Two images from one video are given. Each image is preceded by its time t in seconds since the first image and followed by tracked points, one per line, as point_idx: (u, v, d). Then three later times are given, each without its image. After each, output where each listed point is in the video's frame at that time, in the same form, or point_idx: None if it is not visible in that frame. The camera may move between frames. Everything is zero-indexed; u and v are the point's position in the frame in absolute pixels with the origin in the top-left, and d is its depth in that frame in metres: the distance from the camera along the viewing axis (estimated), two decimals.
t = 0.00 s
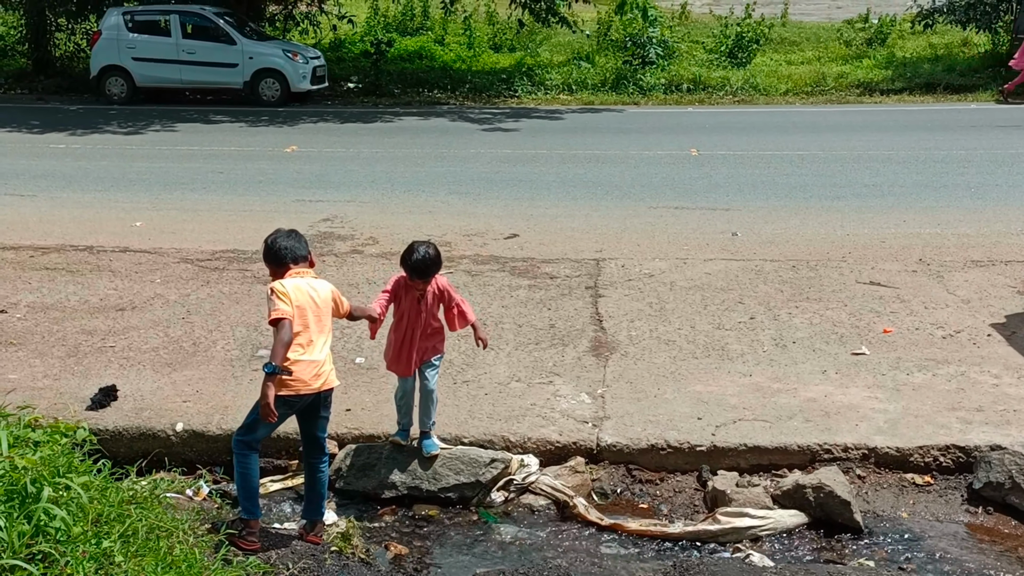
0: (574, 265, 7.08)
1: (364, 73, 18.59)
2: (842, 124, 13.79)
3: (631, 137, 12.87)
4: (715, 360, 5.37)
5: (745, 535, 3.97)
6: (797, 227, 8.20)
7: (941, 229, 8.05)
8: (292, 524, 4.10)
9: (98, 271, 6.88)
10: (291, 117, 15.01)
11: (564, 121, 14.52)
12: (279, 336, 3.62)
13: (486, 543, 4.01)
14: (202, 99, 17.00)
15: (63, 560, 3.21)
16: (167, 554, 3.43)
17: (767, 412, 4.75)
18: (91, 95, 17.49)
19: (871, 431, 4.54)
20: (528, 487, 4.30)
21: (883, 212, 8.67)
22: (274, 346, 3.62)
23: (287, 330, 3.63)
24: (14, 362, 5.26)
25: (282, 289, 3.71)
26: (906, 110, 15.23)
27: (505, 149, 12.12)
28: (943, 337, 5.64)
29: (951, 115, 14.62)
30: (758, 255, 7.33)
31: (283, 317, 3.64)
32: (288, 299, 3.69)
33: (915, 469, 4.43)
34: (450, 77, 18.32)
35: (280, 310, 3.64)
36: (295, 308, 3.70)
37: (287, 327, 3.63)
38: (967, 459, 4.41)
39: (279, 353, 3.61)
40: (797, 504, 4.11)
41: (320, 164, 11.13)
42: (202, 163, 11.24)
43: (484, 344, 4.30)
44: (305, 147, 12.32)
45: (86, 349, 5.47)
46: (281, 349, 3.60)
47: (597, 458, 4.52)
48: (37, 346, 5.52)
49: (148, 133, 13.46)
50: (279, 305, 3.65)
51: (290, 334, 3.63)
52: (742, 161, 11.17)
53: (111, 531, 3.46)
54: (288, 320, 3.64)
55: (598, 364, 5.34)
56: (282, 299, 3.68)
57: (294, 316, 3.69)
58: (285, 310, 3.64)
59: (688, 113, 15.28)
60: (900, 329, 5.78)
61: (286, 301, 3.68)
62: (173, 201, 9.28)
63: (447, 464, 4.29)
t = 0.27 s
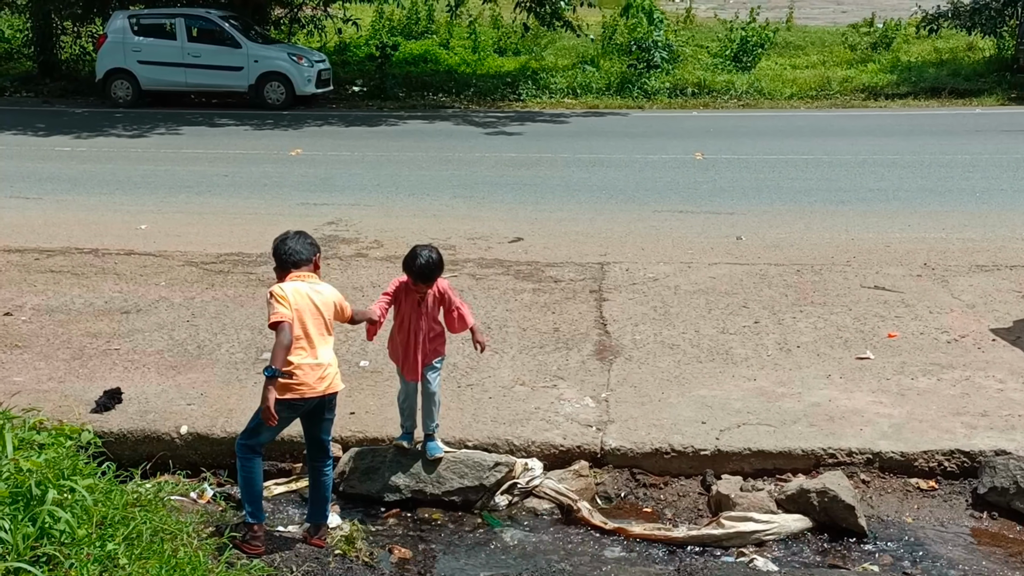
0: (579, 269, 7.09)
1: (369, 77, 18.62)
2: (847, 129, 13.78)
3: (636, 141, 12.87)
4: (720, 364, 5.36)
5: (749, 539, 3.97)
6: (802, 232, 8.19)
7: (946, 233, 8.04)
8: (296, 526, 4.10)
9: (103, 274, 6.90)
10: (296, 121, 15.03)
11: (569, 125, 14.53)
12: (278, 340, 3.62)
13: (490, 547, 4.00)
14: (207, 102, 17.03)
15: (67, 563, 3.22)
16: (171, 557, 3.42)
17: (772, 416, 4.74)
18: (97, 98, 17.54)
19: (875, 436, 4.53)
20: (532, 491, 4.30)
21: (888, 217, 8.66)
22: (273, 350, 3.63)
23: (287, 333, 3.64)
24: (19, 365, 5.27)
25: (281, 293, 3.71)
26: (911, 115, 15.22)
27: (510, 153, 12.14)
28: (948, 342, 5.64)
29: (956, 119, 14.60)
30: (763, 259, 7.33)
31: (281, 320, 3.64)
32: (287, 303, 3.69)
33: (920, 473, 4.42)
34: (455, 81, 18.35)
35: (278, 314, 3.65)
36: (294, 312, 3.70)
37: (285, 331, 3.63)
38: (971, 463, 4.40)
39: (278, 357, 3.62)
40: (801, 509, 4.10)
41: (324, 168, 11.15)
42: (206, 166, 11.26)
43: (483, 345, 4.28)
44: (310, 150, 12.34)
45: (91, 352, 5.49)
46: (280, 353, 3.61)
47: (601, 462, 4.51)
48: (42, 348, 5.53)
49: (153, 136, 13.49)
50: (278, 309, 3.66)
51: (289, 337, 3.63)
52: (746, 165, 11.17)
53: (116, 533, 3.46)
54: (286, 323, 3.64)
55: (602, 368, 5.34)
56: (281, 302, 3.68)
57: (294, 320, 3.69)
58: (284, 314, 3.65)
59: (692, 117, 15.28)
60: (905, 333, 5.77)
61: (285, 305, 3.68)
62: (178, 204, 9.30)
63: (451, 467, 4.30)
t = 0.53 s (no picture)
0: (581, 271, 7.09)
1: (371, 79, 18.63)
2: (849, 131, 13.78)
3: (638, 143, 12.87)
4: (722, 366, 5.36)
5: (751, 541, 3.97)
6: (804, 234, 8.19)
7: (948, 236, 8.04)
8: (298, 527, 4.11)
9: (106, 276, 6.91)
10: (299, 122, 15.04)
11: (571, 127, 14.54)
12: (271, 338, 3.64)
13: (492, 549, 4.00)
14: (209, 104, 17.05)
15: (69, 564, 3.22)
16: (173, 558, 3.42)
17: (774, 418, 4.74)
18: (99, 100, 17.56)
19: (877, 438, 4.53)
20: (534, 493, 4.29)
21: (891, 219, 8.66)
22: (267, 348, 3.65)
23: (281, 332, 3.65)
24: (21, 365, 5.28)
25: (280, 291, 3.73)
26: (913, 117, 15.21)
27: (512, 155, 12.14)
28: (950, 344, 5.63)
29: (959, 121, 14.59)
30: (765, 261, 7.32)
31: (276, 319, 3.66)
32: (284, 302, 3.71)
33: (922, 476, 4.41)
34: (457, 83, 18.36)
35: (274, 312, 3.67)
36: (290, 310, 3.71)
37: (280, 329, 3.64)
38: (974, 466, 4.40)
39: (271, 355, 3.63)
40: (804, 511, 4.09)
41: (326, 169, 11.15)
42: (209, 168, 11.27)
43: (476, 347, 4.33)
44: (312, 152, 12.35)
45: (93, 353, 5.49)
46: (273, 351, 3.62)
47: (603, 464, 4.51)
48: (45, 349, 5.54)
49: (156, 138, 13.50)
50: (274, 307, 3.67)
51: (282, 336, 3.64)
52: (749, 167, 11.17)
53: (118, 534, 3.46)
54: (281, 322, 3.65)
55: (604, 370, 5.34)
56: (278, 301, 3.70)
57: (290, 318, 3.70)
58: (279, 312, 3.66)
59: (695, 119, 15.28)
60: (907, 336, 5.77)
61: (282, 303, 3.70)
62: (180, 206, 9.31)
63: (453, 469, 4.30)
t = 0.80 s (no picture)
0: (582, 271, 7.09)
1: (373, 79, 18.64)
2: (850, 131, 13.78)
3: (640, 143, 12.87)
4: (723, 367, 5.36)
5: (752, 541, 3.97)
6: (806, 234, 8.19)
7: (949, 236, 8.03)
8: (300, 527, 4.11)
9: (108, 276, 6.91)
10: (300, 123, 15.05)
11: (573, 127, 14.54)
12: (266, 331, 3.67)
13: (493, 549, 4.00)
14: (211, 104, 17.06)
15: (71, 564, 3.22)
16: (175, 558, 3.42)
17: (776, 418, 4.74)
18: (101, 100, 17.58)
19: (879, 438, 4.53)
20: (536, 493, 4.29)
21: (893, 219, 8.66)
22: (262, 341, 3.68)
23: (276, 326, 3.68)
24: (23, 366, 5.28)
25: (284, 286, 3.77)
26: (915, 117, 15.21)
27: (514, 155, 12.15)
28: (951, 344, 5.63)
29: (960, 122, 14.59)
30: (766, 262, 7.32)
31: (273, 312, 3.69)
32: (286, 297, 3.74)
33: (924, 476, 4.41)
34: (459, 83, 18.36)
35: (272, 306, 3.71)
36: (291, 306, 3.74)
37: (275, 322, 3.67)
38: (976, 466, 4.40)
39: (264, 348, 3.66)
40: (805, 511, 4.09)
41: (328, 170, 11.16)
42: (210, 169, 11.28)
43: (483, 343, 4.41)
44: (314, 152, 12.35)
45: (95, 354, 5.49)
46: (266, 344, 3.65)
47: (605, 464, 4.51)
48: (46, 350, 5.54)
49: (157, 138, 13.51)
50: (274, 301, 3.71)
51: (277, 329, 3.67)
52: (750, 167, 11.17)
53: (120, 535, 3.47)
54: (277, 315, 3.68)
55: (605, 370, 5.34)
56: (279, 295, 3.74)
57: (289, 313, 3.73)
58: (278, 306, 3.70)
59: (696, 119, 15.28)
60: (908, 336, 5.77)
61: (283, 298, 3.73)
62: (182, 206, 9.32)
63: (455, 469, 4.30)
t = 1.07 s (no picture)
0: (583, 270, 7.09)
1: (374, 78, 18.63)
2: (851, 130, 13.77)
3: (641, 142, 12.86)
4: (725, 365, 5.36)
5: (754, 540, 3.97)
6: (807, 232, 8.18)
7: (950, 234, 8.03)
8: (300, 526, 4.11)
9: (109, 275, 6.91)
10: (301, 122, 15.05)
11: (574, 126, 14.54)
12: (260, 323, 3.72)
13: (495, 547, 4.01)
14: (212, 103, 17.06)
15: (73, 562, 3.23)
16: (176, 556, 3.42)
17: (777, 417, 4.74)
18: (102, 100, 17.58)
19: (880, 436, 4.53)
20: (537, 492, 4.30)
21: (894, 217, 8.65)
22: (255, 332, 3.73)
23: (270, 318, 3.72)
24: (24, 365, 5.29)
25: (286, 282, 3.82)
26: (916, 115, 15.20)
27: (515, 154, 12.14)
28: (953, 343, 5.63)
29: (962, 120, 14.57)
30: (767, 260, 7.32)
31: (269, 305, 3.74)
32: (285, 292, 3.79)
33: (925, 474, 4.41)
34: (459, 82, 18.36)
35: (269, 299, 3.77)
36: (288, 300, 3.78)
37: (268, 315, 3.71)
38: (977, 464, 4.40)
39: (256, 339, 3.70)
40: (807, 509, 4.09)
41: (329, 169, 11.16)
42: (211, 168, 11.28)
43: (494, 336, 4.42)
44: (315, 151, 12.35)
45: (96, 352, 5.50)
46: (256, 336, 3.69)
47: (606, 462, 4.51)
48: (48, 348, 5.54)
49: (158, 137, 13.51)
50: (272, 295, 3.77)
51: (269, 322, 3.70)
52: (751, 166, 11.16)
53: (121, 533, 3.47)
54: (272, 308, 3.73)
55: (607, 368, 5.34)
56: (278, 290, 3.79)
57: (285, 307, 3.77)
58: (274, 299, 3.76)
59: (697, 118, 15.28)
60: (909, 334, 5.76)
61: (281, 292, 3.79)
62: (183, 205, 9.32)
63: (456, 468, 4.31)
